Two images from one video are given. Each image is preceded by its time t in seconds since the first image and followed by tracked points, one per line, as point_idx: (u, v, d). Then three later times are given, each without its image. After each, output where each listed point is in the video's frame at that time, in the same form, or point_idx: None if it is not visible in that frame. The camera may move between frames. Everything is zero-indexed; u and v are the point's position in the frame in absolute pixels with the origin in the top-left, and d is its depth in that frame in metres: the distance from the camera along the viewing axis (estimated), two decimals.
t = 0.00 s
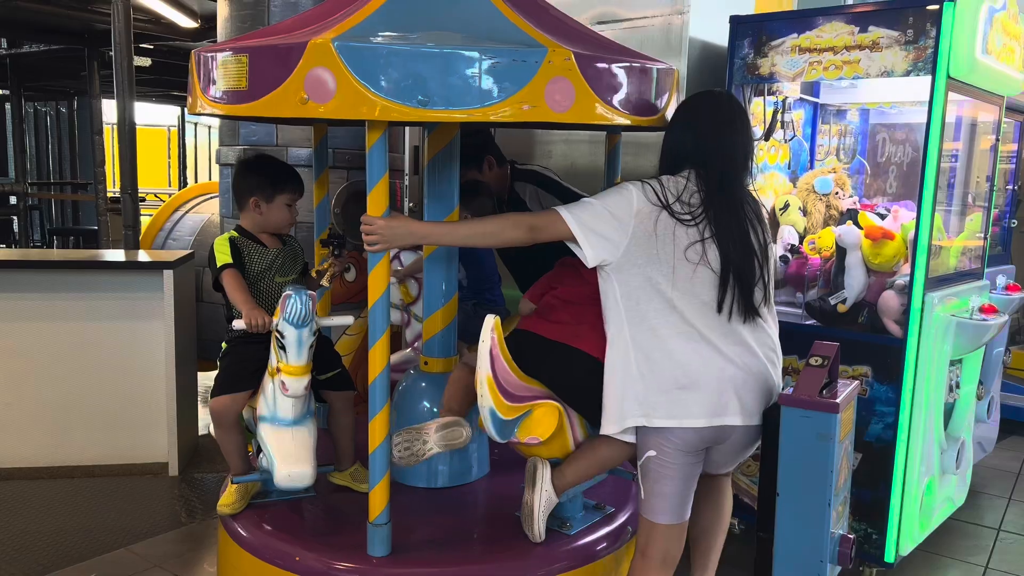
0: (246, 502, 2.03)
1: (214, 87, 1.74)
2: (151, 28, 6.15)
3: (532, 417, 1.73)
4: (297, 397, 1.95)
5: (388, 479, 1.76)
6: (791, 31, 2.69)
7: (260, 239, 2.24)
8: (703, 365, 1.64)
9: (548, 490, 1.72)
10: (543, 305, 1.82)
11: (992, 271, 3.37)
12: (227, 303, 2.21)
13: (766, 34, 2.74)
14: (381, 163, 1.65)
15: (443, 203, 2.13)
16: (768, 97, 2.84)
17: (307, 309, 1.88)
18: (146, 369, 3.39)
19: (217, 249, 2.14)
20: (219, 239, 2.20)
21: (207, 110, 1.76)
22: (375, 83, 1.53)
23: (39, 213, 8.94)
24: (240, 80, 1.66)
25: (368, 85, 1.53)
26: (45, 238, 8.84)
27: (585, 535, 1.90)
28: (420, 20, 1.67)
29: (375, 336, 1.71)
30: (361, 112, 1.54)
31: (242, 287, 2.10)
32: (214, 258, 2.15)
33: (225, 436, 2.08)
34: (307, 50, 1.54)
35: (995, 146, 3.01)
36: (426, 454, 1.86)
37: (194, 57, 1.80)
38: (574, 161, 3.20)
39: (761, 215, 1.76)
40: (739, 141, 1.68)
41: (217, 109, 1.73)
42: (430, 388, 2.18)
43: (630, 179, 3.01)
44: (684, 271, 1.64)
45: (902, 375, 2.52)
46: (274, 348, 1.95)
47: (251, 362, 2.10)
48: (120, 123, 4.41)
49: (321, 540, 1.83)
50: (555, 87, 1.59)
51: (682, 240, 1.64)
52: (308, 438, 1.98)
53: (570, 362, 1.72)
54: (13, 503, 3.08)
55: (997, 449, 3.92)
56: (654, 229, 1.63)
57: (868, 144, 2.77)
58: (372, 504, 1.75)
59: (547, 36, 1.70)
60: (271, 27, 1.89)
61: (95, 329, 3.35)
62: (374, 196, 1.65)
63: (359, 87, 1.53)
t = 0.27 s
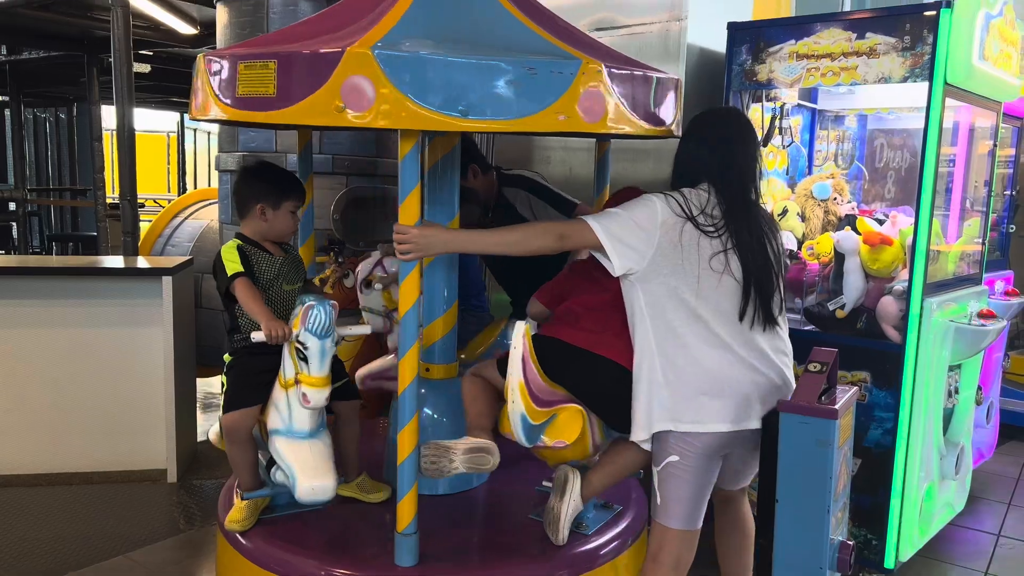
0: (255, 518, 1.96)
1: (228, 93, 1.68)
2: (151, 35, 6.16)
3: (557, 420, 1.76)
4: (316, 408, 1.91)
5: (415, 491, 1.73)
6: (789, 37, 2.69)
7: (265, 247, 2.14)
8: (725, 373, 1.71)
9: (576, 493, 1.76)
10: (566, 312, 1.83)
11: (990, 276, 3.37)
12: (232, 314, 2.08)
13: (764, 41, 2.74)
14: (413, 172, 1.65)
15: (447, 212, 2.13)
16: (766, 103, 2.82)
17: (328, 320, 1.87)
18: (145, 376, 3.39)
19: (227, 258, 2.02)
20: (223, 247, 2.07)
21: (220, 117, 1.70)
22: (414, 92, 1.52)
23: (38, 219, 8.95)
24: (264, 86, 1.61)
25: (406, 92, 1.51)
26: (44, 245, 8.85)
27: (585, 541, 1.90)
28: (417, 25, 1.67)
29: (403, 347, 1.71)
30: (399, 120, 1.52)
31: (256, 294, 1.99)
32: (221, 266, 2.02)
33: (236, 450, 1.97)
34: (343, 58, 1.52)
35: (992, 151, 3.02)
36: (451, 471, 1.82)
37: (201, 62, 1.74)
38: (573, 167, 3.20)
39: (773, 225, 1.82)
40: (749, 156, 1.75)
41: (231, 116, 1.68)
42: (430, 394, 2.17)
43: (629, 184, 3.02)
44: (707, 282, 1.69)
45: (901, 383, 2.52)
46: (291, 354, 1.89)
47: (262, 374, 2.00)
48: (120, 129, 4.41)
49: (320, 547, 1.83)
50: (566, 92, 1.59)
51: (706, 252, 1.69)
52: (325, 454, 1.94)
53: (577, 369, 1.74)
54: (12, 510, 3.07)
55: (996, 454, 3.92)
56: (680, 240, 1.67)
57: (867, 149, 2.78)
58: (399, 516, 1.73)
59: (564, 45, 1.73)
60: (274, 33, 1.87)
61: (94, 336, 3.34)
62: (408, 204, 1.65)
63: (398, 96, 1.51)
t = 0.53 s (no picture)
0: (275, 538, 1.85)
1: (258, 103, 1.61)
2: (151, 44, 6.18)
3: (586, 423, 1.77)
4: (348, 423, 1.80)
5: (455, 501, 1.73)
6: (787, 45, 2.70)
7: (275, 260, 2.00)
8: (744, 380, 1.79)
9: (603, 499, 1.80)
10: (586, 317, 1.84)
11: (989, 283, 3.37)
12: (245, 330, 1.92)
13: (762, 49, 2.75)
14: (457, 184, 1.66)
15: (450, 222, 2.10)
16: (764, 111, 2.81)
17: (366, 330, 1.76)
18: (145, 384, 3.39)
19: (245, 269, 1.86)
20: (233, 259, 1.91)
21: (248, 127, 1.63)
22: (468, 107, 1.52)
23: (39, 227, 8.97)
24: (305, 95, 1.56)
25: (462, 106, 1.52)
26: (45, 253, 8.86)
27: (586, 546, 1.89)
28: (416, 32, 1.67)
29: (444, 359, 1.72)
30: (456, 134, 1.53)
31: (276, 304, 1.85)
32: (237, 277, 1.86)
33: (256, 470, 1.86)
34: (394, 72, 1.51)
35: (990, 158, 3.03)
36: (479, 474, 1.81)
37: (219, 71, 1.67)
38: (572, 176, 3.21)
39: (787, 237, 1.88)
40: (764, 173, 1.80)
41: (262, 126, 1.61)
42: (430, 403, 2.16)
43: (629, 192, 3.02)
44: (727, 294, 1.76)
45: (901, 391, 2.52)
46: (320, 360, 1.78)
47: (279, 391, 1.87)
48: (120, 138, 4.43)
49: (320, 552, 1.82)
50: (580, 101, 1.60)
51: (726, 265, 1.75)
52: (356, 466, 1.84)
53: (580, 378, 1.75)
54: (12, 519, 3.07)
55: (996, 460, 3.91)
56: (703, 255, 1.73)
57: (865, 156, 2.80)
58: (440, 524, 1.73)
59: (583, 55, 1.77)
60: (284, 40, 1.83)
61: (94, 345, 3.35)
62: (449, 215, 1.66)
63: (454, 110, 1.52)
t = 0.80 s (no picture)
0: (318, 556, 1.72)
1: (299, 107, 1.54)
2: (152, 50, 6.20)
3: (608, 418, 1.79)
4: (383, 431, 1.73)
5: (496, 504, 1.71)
6: (786, 50, 2.71)
7: (292, 267, 1.85)
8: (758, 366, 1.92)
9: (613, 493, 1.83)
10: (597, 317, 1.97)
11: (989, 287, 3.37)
12: (260, 339, 1.80)
13: (761, 54, 2.76)
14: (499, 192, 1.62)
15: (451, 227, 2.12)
16: (763, 115, 2.82)
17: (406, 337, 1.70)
18: (146, 389, 3.39)
19: (265, 279, 1.72)
20: (251, 263, 1.78)
21: (285, 132, 1.54)
22: (518, 112, 1.53)
23: (39, 233, 8.99)
24: (354, 101, 1.50)
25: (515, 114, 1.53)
26: (45, 259, 8.88)
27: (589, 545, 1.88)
28: (414, 35, 1.67)
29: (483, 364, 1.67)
30: (509, 139, 1.53)
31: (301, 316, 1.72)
32: (257, 284, 1.74)
33: (288, 487, 1.73)
34: (452, 78, 1.48)
35: (989, 162, 3.03)
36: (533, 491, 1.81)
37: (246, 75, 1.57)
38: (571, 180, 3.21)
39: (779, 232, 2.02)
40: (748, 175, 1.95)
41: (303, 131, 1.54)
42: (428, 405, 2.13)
43: (629, 196, 3.03)
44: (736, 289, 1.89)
45: (901, 396, 2.53)
46: (359, 368, 1.72)
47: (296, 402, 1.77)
48: (121, 143, 4.44)
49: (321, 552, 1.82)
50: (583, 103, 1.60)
51: (732, 264, 1.88)
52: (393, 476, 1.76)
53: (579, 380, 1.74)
54: (12, 524, 3.07)
55: (997, 464, 3.91)
56: (709, 259, 1.85)
57: (865, 160, 2.80)
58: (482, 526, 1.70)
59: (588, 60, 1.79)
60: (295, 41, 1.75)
61: (94, 350, 3.35)
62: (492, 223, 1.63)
63: (507, 117, 1.52)
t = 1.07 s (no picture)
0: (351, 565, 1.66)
1: (335, 113, 1.55)
2: (152, 54, 6.21)
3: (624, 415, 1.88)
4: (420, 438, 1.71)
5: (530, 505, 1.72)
6: (784, 54, 2.71)
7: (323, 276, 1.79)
8: (750, 350, 2.09)
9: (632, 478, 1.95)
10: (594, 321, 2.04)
11: (988, 290, 3.37)
12: (288, 351, 1.74)
13: (760, 58, 2.76)
14: (537, 197, 1.64)
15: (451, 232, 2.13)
16: (762, 119, 2.85)
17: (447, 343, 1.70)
18: (146, 393, 3.40)
19: (299, 295, 1.67)
20: (282, 272, 1.73)
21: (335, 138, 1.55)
22: (564, 119, 1.58)
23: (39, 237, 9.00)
24: (407, 109, 1.53)
25: (564, 123, 1.58)
26: (46, 263, 8.89)
27: (589, 546, 1.88)
28: (414, 40, 1.68)
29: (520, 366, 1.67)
30: (555, 147, 1.58)
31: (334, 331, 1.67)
32: (289, 294, 1.69)
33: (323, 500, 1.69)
34: (506, 87, 1.54)
35: (988, 166, 3.03)
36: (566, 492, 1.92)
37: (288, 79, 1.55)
38: (571, 184, 3.21)
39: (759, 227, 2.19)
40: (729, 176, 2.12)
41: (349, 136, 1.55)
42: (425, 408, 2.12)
43: (628, 200, 3.04)
44: (732, 281, 2.05)
45: (901, 398, 2.53)
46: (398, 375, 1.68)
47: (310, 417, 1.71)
48: (122, 148, 4.45)
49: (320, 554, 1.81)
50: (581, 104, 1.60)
51: (727, 256, 2.03)
52: (426, 481, 1.74)
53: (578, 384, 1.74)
54: (12, 528, 3.07)
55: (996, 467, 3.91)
56: (707, 252, 2.01)
57: (863, 164, 2.81)
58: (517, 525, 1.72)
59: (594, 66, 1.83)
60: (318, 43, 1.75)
61: (93, 354, 3.35)
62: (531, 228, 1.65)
63: (553, 123, 1.58)
